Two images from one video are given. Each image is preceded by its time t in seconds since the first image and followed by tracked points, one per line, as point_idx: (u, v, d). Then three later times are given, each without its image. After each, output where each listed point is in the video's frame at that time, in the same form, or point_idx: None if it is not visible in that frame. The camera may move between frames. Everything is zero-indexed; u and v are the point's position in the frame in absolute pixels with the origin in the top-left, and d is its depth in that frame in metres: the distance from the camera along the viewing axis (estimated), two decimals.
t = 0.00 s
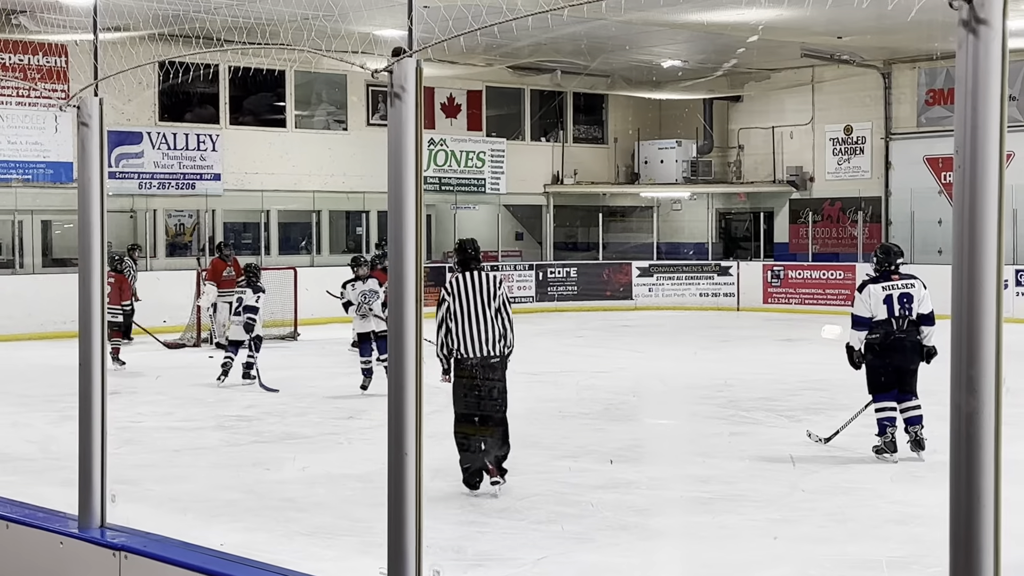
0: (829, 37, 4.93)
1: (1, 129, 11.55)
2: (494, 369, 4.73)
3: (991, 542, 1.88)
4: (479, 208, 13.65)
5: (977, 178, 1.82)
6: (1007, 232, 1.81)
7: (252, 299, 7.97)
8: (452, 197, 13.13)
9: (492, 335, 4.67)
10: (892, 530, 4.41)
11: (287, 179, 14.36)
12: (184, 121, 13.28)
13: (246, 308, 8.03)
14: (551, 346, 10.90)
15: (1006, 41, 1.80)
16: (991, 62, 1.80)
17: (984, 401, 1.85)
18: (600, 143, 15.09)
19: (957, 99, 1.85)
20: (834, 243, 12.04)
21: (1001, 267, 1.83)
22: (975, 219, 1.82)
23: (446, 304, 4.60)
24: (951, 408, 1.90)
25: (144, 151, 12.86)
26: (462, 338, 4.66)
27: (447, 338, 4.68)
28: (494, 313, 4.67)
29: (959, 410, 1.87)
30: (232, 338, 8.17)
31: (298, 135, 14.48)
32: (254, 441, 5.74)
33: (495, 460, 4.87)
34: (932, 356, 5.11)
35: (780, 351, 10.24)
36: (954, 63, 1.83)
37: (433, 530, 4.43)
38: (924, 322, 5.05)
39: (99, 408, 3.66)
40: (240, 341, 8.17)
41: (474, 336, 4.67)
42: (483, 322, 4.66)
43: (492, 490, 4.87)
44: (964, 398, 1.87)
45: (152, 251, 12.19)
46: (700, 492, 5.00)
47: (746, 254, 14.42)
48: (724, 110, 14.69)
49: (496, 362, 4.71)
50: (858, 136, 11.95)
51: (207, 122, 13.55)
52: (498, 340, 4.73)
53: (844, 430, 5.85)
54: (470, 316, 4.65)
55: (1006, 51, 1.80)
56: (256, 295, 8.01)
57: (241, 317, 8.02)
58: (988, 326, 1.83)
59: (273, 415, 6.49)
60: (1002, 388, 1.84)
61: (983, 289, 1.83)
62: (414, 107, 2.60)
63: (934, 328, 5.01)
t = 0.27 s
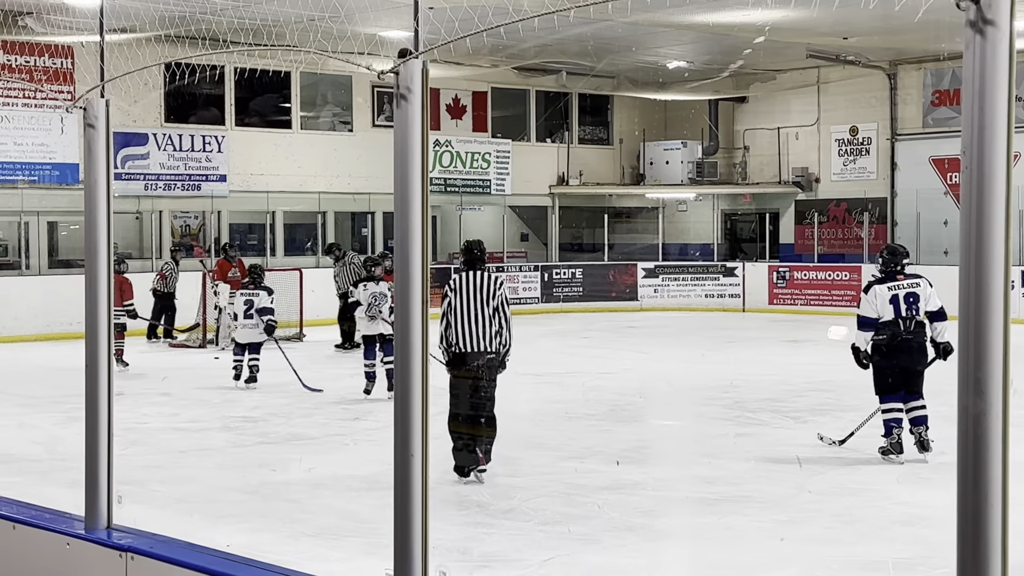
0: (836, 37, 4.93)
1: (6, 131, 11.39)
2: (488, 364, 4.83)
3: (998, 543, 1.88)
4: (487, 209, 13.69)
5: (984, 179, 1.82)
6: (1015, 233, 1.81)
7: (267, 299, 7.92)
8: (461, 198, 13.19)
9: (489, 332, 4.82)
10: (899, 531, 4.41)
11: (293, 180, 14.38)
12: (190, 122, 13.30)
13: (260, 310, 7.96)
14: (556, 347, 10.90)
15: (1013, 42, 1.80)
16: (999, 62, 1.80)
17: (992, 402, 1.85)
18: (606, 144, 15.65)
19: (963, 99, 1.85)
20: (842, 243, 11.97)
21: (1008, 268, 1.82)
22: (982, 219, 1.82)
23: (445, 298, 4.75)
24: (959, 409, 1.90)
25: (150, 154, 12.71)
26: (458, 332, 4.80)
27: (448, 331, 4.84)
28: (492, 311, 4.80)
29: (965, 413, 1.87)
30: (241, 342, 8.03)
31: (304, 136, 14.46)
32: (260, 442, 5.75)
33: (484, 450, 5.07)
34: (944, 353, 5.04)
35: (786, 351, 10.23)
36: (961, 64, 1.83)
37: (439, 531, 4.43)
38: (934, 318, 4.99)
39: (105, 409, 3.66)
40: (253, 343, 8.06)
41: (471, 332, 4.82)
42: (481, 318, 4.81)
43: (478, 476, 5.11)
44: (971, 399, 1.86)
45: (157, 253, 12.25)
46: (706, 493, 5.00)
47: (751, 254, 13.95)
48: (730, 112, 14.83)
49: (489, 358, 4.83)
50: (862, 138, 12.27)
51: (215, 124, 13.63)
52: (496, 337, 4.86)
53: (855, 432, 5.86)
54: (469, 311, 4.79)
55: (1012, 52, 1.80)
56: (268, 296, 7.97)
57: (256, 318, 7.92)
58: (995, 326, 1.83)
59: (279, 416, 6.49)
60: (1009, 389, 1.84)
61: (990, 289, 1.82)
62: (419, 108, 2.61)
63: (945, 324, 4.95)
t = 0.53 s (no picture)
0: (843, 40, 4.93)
1: (13, 132, 11.39)
2: (494, 364, 4.89)
3: (1006, 544, 1.87)
4: (491, 210, 13.91)
5: (992, 180, 1.81)
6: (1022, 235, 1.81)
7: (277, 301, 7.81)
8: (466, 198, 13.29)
9: (496, 332, 4.86)
10: (905, 533, 4.40)
11: (298, 181, 14.41)
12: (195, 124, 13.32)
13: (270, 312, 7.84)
14: (562, 348, 10.91)
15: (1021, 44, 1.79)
16: (1007, 63, 1.79)
17: (999, 404, 1.84)
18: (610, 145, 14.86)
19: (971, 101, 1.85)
20: (848, 244, 12.80)
21: (1016, 269, 1.82)
22: (989, 221, 1.82)
23: (454, 297, 4.80)
24: (965, 410, 1.89)
25: (155, 155, 12.79)
26: (465, 330, 4.85)
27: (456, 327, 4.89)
28: (500, 312, 4.83)
29: (973, 417, 1.86)
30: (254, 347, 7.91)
31: (309, 138, 14.47)
32: (266, 443, 5.76)
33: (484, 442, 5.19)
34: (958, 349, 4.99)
35: (791, 353, 10.23)
36: (969, 65, 1.83)
37: (445, 533, 4.43)
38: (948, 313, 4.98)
39: (111, 410, 3.66)
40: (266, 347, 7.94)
41: (479, 330, 4.86)
42: (489, 317, 4.85)
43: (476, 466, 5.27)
44: (978, 402, 1.86)
45: (163, 254, 12.30)
46: (712, 495, 5.00)
47: (757, 256, 14.42)
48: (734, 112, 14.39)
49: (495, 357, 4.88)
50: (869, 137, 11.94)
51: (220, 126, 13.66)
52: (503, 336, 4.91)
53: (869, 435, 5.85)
54: (477, 310, 4.84)
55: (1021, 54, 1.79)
56: (277, 297, 7.87)
57: (267, 321, 7.79)
58: (1003, 327, 1.82)
59: (285, 417, 6.50)
60: (1017, 390, 1.84)
61: (997, 292, 1.82)
62: (426, 110, 2.61)
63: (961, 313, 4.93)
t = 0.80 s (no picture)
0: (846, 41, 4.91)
1: (18, 134, 11.45)
2: (513, 359, 5.19)
3: (1014, 544, 1.87)
4: (497, 212, 13.40)
5: (998, 182, 1.81)
6: None
7: (285, 300, 7.97)
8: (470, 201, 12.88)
9: (516, 329, 5.16)
10: (911, 534, 4.39)
11: (304, 183, 14.37)
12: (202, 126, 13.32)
13: (277, 312, 7.97)
14: (567, 349, 10.90)
15: None
16: (1014, 63, 1.79)
17: (1006, 405, 1.84)
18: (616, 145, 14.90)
19: (976, 102, 1.85)
20: (853, 245, 12.58)
21: None
22: (996, 222, 1.81)
23: (477, 294, 5.08)
24: (972, 411, 1.89)
25: (162, 156, 12.82)
26: (486, 326, 5.14)
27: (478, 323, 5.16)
28: (520, 310, 5.14)
29: (980, 419, 1.86)
30: (262, 348, 7.97)
31: (315, 139, 14.49)
32: (272, 444, 5.76)
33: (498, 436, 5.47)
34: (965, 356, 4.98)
35: (797, 354, 10.22)
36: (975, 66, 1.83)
37: (451, 534, 4.43)
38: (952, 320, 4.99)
39: (117, 412, 3.67)
40: (275, 347, 8.02)
41: (498, 327, 5.16)
42: (509, 314, 5.16)
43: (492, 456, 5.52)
44: (985, 402, 1.86)
45: (169, 255, 12.27)
46: (717, 496, 5.00)
47: (763, 257, 14.75)
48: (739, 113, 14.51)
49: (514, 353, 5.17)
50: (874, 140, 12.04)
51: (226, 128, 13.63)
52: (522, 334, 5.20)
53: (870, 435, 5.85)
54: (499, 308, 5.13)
55: None
56: (283, 298, 8.03)
57: (275, 319, 7.92)
58: (1010, 328, 1.82)
59: (291, 418, 6.50)
60: None
61: (1005, 293, 1.81)
62: (432, 111, 2.61)
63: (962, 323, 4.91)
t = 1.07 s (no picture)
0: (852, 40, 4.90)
1: (26, 136, 11.27)
2: (541, 356, 5.41)
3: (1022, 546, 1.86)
4: (503, 213, 13.64)
5: (1005, 182, 1.80)
6: None
7: (285, 302, 7.95)
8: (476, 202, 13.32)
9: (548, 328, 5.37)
10: (918, 536, 4.38)
11: (310, 184, 14.39)
12: (208, 127, 13.33)
13: (278, 313, 7.96)
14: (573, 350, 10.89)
15: None
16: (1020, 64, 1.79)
17: (1012, 407, 1.84)
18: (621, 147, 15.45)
19: (983, 103, 1.84)
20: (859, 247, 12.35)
21: None
22: (1004, 222, 1.81)
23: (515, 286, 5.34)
24: (978, 414, 1.89)
25: (168, 158, 12.60)
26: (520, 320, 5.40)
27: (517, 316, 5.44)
28: (552, 311, 5.33)
29: (988, 424, 1.86)
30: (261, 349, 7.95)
31: (321, 141, 14.49)
32: (278, 446, 5.76)
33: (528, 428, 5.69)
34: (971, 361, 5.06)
35: (802, 355, 10.22)
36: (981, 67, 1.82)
37: (457, 535, 4.43)
38: (962, 326, 5.03)
39: (123, 413, 3.68)
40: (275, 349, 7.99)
41: (532, 324, 5.39)
42: (543, 313, 5.36)
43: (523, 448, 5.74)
44: (991, 404, 1.86)
45: (175, 257, 12.27)
46: (723, 497, 4.99)
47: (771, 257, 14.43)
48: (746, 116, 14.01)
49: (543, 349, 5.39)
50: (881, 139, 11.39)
51: (230, 129, 13.66)
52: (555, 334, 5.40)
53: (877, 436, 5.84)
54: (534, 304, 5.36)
55: None
56: (283, 300, 8.01)
57: (275, 321, 7.91)
58: (1018, 330, 1.82)
59: (297, 420, 6.50)
60: None
61: (1011, 295, 1.81)
62: (437, 112, 2.60)
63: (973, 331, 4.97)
